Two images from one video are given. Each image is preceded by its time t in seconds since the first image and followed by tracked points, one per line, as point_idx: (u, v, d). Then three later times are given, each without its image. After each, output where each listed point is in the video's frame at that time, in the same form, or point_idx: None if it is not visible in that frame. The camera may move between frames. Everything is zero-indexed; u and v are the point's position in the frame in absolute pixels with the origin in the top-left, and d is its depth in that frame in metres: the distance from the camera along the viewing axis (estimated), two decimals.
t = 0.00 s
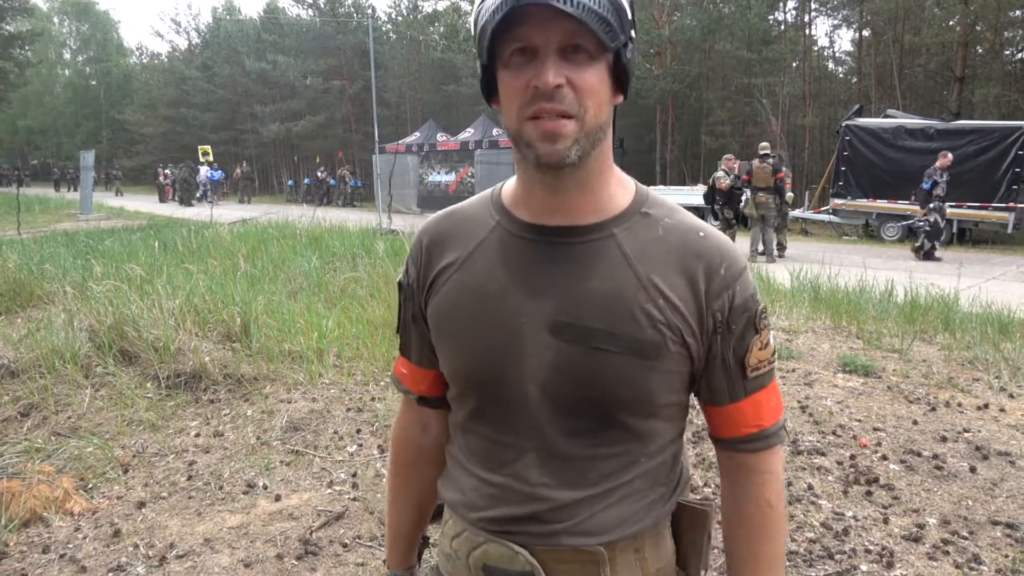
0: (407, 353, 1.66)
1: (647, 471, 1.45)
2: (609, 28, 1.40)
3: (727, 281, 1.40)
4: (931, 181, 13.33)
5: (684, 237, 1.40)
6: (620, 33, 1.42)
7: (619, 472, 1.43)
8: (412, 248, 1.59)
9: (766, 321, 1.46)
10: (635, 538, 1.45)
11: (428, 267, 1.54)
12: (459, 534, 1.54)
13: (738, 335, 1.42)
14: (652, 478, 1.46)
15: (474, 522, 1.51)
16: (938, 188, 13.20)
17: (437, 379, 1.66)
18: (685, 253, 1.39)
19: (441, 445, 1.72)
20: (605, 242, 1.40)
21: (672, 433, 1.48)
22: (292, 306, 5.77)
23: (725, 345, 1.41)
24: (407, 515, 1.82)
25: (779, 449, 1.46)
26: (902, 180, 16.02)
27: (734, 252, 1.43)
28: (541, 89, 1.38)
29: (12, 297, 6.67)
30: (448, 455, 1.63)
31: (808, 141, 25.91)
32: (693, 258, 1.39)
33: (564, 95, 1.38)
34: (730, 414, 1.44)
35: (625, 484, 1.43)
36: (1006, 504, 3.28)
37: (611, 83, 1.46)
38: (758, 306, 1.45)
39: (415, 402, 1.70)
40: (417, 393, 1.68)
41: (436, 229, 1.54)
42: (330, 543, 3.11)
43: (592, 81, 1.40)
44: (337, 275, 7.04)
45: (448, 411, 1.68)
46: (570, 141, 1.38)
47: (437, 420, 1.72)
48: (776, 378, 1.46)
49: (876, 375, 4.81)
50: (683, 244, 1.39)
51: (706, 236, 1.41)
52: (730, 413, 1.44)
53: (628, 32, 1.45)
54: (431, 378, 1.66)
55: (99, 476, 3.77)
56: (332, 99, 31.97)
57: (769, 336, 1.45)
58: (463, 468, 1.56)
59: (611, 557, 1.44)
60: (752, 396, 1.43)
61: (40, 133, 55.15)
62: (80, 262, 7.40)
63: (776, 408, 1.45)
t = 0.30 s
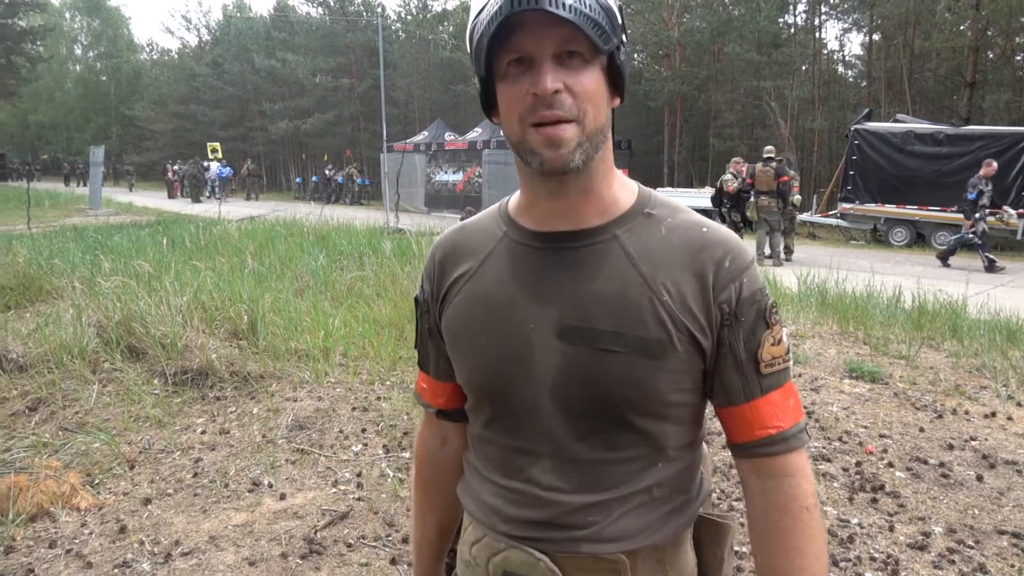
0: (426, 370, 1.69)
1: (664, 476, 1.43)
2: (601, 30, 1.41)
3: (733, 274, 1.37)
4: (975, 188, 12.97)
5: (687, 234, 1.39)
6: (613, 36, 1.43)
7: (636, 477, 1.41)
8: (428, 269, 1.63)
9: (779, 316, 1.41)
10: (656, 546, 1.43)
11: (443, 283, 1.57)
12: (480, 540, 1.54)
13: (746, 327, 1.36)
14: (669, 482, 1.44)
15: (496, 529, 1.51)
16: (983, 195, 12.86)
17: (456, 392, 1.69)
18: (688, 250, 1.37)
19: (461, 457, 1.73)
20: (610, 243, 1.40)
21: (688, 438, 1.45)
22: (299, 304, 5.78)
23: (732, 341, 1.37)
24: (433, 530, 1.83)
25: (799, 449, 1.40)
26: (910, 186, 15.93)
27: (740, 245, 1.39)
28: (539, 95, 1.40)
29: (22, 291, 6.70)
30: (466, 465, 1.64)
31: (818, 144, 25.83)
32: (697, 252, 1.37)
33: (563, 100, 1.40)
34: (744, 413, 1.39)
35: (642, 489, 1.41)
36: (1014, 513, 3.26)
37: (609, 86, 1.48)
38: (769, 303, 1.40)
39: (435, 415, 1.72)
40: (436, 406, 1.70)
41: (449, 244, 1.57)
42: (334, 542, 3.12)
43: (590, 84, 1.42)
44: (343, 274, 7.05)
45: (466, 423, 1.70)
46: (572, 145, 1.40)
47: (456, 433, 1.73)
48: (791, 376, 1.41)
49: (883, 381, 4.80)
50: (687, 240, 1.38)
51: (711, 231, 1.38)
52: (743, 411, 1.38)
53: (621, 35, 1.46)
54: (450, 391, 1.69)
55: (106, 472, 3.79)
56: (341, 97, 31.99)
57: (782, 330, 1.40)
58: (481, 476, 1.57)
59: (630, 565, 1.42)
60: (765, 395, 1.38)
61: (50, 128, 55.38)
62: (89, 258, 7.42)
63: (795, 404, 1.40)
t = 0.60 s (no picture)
0: (441, 371, 1.69)
1: (678, 483, 1.41)
2: (615, 38, 1.40)
3: (748, 281, 1.35)
4: None
5: (700, 239, 1.38)
6: (627, 41, 1.42)
7: (649, 484, 1.40)
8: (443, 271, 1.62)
9: (794, 322, 1.39)
10: (670, 554, 1.41)
11: (457, 286, 1.56)
12: (490, 543, 1.53)
13: (760, 336, 1.35)
14: (681, 490, 1.42)
15: (507, 531, 1.50)
16: None
17: (471, 396, 1.69)
18: (702, 254, 1.36)
19: (475, 461, 1.73)
20: (622, 248, 1.39)
21: (702, 446, 1.44)
22: (307, 304, 5.79)
23: (746, 348, 1.35)
24: (446, 533, 1.82)
25: (811, 458, 1.38)
26: (922, 188, 15.80)
27: (753, 249, 1.38)
28: (551, 102, 1.40)
29: (33, 291, 6.74)
30: (478, 469, 1.64)
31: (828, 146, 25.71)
32: (712, 257, 1.36)
33: (575, 105, 1.39)
34: (757, 422, 1.37)
35: (654, 496, 1.40)
36: None
37: (623, 91, 1.47)
38: (784, 309, 1.38)
39: (450, 418, 1.72)
40: (452, 409, 1.70)
41: (462, 248, 1.57)
42: (341, 543, 3.12)
43: (605, 89, 1.41)
44: (351, 274, 7.06)
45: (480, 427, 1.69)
46: (584, 152, 1.40)
47: (471, 436, 1.73)
48: (806, 384, 1.40)
49: (894, 384, 4.76)
50: (701, 245, 1.37)
51: (726, 237, 1.37)
52: (756, 419, 1.37)
53: (635, 40, 1.45)
54: (465, 394, 1.69)
55: (114, 471, 3.79)
56: (350, 97, 32.05)
57: (798, 337, 1.39)
58: (493, 479, 1.56)
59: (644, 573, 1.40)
60: (779, 403, 1.36)
61: (62, 129, 55.68)
62: (99, 257, 7.45)
63: (808, 413, 1.38)
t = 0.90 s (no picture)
0: (442, 374, 1.68)
1: (688, 487, 1.41)
2: (631, 38, 1.40)
3: (758, 282, 1.35)
4: None
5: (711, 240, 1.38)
6: (644, 45, 1.42)
7: (657, 488, 1.39)
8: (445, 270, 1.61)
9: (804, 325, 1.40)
10: (677, 558, 1.40)
11: (461, 285, 1.55)
12: (496, 549, 1.52)
13: (771, 336, 1.34)
14: (689, 493, 1.41)
15: (513, 537, 1.48)
16: None
17: (473, 398, 1.68)
18: (713, 255, 1.36)
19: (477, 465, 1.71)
20: (631, 249, 1.39)
21: (710, 451, 1.43)
22: (310, 306, 5.80)
23: (756, 349, 1.35)
24: (448, 535, 1.81)
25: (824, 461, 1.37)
26: (926, 188, 15.76)
27: (760, 249, 1.38)
28: (564, 104, 1.38)
29: (37, 292, 6.75)
30: (482, 472, 1.63)
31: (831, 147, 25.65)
32: (723, 259, 1.36)
33: (589, 108, 1.38)
34: (767, 424, 1.36)
35: (663, 499, 1.39)
36: None
37: (636, 95, 1.46)
38: (794, 310, 1.38)
39: (451, 420, 1.70)
40: (453, 412, 1.69)
41: (465, 249, 1.56)
42: (344, 545, 3.11)
43: (618, 93, 1.40)
44: (355, 276, 7.06)
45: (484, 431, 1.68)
46: (595, 154, 1.39)
47: (473, 440, 1.72)
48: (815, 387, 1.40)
49: (898, 387, 4.74)
50: (712, 246, 1.37)
51: (735, 239, 1.37)
52: (767, 422, 1.36)
53: (650, 45, 1.45)
54: (467, 396, 1.67)
55: (117, 473, 3.79)
56: (353, 99, 32.07)
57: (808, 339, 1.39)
58: (498, 482, 1.55)
59: None
60: (791, 405, 1.35)
61: (67, 131, 55.80)
62: (103, 259, 7.46)
63: (818, 415, 1.37)
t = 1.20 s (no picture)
0: (443, 377, 1.68)
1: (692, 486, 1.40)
2: (649, 60, 1.41)
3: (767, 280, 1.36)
4: None
5: (718, 239, 1.38)
6: (658, 65, 1.44)
7: (665, 487, 1.39)
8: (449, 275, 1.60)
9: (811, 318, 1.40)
10: (682, 558, 1.40)
11: (466, 289, 1.55)
12: (499, 554, 1.51)
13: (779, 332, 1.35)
14: (696, 492, 1.41)
15: (518, 541, 1.48)
16: None
17: (476, 401, 1.67)
18: (721, 253, 1.37)
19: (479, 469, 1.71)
20: (638, 248, 1.39)
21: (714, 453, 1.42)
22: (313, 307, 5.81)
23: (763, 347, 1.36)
24: (450, 538, 1.81)
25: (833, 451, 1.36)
26: (930, 192, 15.76)
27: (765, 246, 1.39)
28: (580, 130, 1.37)
29: (41, 292, 6.76)
30: (486, 474, 1.62)
31: (835, 150, 25.64)
32: (730, 257, 1.36)
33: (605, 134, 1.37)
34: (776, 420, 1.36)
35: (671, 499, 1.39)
36: None
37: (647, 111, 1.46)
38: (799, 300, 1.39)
39: (453, 424, 1.70)
40: (455, 415, 1.68)
41: (470, 253, 1.56)
42: (345, 547, 3.10)
43: (630, 116, 1.40)
44: (358, 277, 7.07)
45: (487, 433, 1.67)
46: (608, 175, 1.38)
47: (475, 444, 1.71)
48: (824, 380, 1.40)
49: (901, 391, 4.73)
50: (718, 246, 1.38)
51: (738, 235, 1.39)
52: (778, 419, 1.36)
53: (662, 61, 1.46)
54: (470, 400, 1.67)
55: (120, 473, 3.79)
56: (357, 101, 32.13)
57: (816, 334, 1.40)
58: (503, 484, 1.55)
59: None
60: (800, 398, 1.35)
61: (72, 131, 55.88)
62: (107, 259, 7.47)
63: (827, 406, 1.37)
